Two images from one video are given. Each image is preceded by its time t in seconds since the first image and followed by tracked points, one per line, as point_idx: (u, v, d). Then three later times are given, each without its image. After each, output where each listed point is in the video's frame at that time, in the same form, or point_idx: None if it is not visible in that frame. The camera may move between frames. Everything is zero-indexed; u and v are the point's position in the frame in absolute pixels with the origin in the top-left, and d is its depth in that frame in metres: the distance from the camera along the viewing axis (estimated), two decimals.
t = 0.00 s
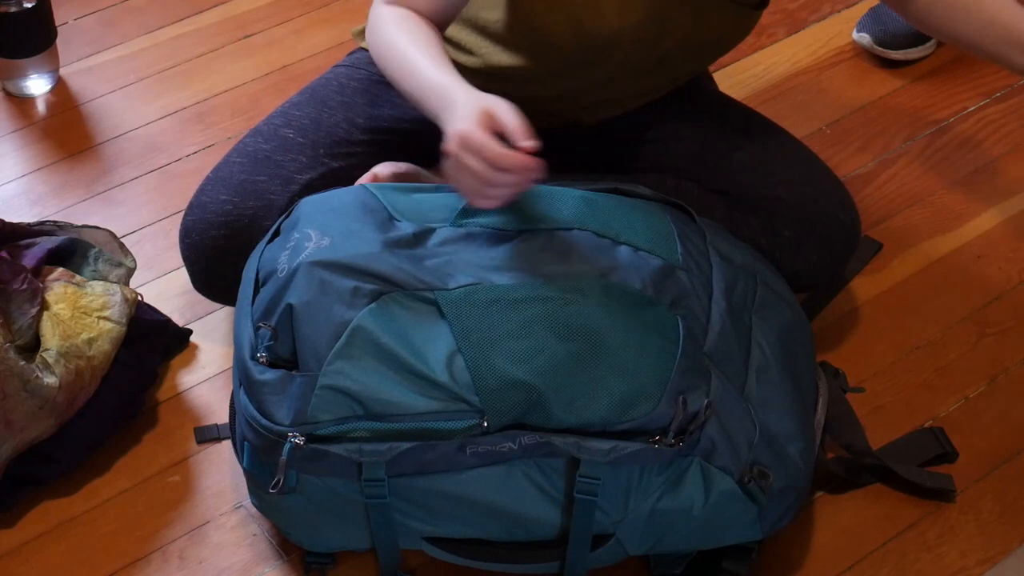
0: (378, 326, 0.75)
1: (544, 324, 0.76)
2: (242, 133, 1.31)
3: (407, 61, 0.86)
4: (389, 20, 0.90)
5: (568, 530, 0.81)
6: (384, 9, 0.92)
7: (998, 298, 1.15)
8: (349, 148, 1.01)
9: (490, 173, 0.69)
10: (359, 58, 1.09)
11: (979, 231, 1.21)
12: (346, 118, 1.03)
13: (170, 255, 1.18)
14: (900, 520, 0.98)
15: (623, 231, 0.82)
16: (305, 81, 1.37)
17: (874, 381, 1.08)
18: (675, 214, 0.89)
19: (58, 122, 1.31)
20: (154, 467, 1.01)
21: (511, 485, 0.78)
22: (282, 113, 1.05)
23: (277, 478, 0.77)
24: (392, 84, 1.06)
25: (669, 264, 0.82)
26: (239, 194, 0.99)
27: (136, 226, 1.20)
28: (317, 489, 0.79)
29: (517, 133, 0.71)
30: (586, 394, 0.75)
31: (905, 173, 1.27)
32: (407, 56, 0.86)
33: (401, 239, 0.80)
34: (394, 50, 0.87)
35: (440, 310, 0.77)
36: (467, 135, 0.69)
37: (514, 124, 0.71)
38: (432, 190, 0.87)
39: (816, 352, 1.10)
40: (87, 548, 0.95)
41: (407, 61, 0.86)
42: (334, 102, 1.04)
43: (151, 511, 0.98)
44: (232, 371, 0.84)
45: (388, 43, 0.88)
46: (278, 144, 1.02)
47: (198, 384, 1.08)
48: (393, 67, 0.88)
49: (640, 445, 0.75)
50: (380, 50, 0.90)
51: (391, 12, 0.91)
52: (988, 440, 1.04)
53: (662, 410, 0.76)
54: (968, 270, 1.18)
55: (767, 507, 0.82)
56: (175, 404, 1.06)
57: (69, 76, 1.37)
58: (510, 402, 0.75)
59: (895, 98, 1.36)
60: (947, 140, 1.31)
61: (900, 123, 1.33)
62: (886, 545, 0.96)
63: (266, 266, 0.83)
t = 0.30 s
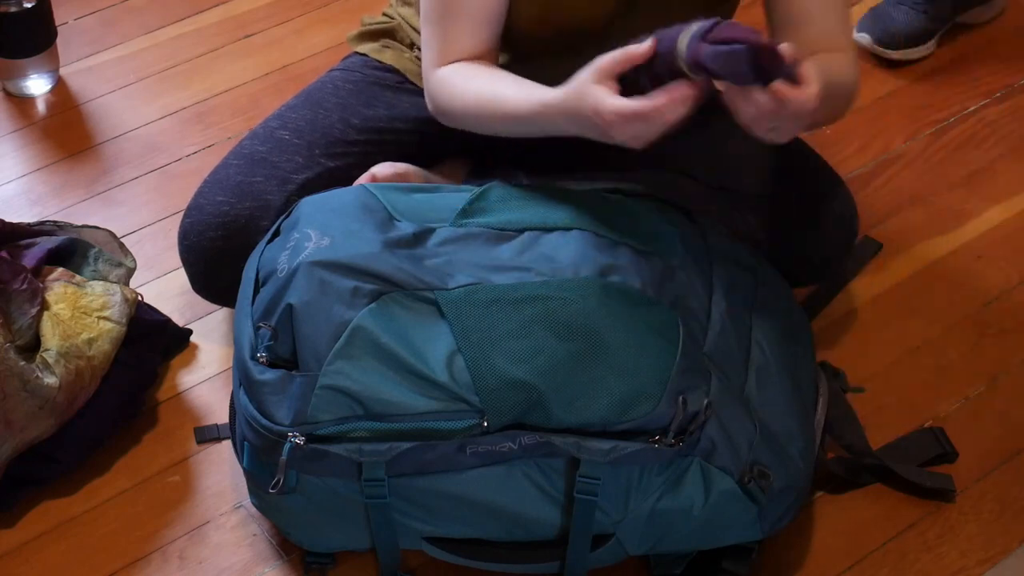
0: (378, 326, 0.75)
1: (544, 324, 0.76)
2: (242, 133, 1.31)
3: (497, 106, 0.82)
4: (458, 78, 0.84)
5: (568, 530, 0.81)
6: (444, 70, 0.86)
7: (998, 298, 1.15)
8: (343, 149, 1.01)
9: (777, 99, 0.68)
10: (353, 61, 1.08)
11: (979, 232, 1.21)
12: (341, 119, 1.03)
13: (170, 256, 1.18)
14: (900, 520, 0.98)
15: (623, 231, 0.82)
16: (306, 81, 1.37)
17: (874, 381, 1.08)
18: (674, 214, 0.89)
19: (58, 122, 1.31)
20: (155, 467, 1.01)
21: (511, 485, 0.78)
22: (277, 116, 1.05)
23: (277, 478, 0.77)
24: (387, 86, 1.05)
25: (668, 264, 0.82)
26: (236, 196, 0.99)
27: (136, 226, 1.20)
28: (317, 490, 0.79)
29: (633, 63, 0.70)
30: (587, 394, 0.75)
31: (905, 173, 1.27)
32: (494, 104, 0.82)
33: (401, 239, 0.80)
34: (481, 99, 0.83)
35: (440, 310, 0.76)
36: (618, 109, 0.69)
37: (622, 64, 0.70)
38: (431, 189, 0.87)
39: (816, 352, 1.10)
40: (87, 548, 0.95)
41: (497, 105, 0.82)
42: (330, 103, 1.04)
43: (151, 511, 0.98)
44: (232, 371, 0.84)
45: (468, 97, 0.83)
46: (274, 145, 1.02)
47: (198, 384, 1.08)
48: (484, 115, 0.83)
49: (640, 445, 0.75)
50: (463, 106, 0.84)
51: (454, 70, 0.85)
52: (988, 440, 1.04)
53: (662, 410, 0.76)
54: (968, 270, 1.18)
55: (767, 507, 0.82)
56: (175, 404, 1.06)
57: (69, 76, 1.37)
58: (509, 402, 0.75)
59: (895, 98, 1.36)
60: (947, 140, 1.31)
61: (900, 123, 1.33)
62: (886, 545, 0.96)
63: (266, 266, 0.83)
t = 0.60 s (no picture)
0: (378, 326, 0.75)
1: (544, 325, 0.76)
2: (242, 133, 1.31)
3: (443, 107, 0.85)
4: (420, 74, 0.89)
5: (568, 530, 0.81)
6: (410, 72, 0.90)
7: (998, 298, 1.15)
8: (343, 149, 1.01)
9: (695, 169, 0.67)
10: (353, 62, 1.10)
11: (979, 231, 1.21)
12: (340, 120, 1.03)
13: (170, 256, 1.18)
14: (900, 520, 0.98)
15: (623, 231, 0.82)
16: (306, 81, 1.37)
17: (873, 381, 1.08)
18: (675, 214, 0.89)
19: (58, 122, 1.31)
20: (155, 467, 1.01)
21: (511, 484, 0.78)
22: (276, 117, 1.05)
23: (277, 478, 0.77)
24: (383, 86, 1.07)
25: (669, 263, 0.82)
26: (235, 197, 0.99)
27: (136, 227, 1.20)
28: (317, 490, 0.79)
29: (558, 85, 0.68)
30: (586, 395, 0.75)
31: (905, 173, 1.27)
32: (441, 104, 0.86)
33: (401, 240, 0.80)
34: (432, 101, 0.86)
35: (440, 310, 0.76)
36: (508, 115, 0.68)
37: (558, 79, 0.69)
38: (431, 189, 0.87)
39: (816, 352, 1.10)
40: (87, 548, 0.95)
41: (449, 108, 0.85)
42: (329, 105, 1.04)
43: (150, 511, 0.98)
44: (233, 371, 0.84)
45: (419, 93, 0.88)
46: (272, 147, 1.02)
47: (198, 384, 1.08)
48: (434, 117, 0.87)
49: (639, 445, 0.75)
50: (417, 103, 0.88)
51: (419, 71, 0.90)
52: (989, 440, 1.04)
53: (662, 410, 0.76)
54: (968, 270, 1.18)
55: (767, 507, 0.82)
56: (175, 404, 1.06)
57: (69, 76, 1.37)
58: (509, 402, 0.75)
59: (895, 99, 1.36)
60: (947, 140, 1.31)
61: (900, 123, 1.33)
62: (886, 545, 0.96)
63: (266, 266, 0.83)
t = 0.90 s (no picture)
0: (379, 328, 0.76)
1: (544, 325, 0.76)
2: (242, 133, 1.31)
3: (424, 172, 0.84)
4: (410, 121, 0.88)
5: (568, 531, 0.81)
6: (402, 118, 0.88)
7: (998, 298, 1.15)
8: (344, 150, 1.01)
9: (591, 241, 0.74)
10: (352, 63, 1.11)
11: (979, 231, 1.21)
12: (340, 121, 1.03)
13: (170, 256, 1.18)
14: (900, 520, 0.98)
15: (623, 235, 0.83)
16: (305, 81, 1.37)
17: (873, 381, 1.08)
18: (675, 215, 0.89)
19: (58, 122, 1.31)
20: (155, 467, 1.01)
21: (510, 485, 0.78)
22: (277, 117, 1.05)
23: (277, 479, 0.77)
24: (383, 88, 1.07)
25: (668, 265, 0.82)
26: (235, 198, 0.99)
27: (136, 227, 1.20)
28: (317, 491, 0.79)
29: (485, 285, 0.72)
30: (586, 396, 0.75)
31: (905, 173, 1.27)
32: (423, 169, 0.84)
33: (401, 243, 0.80)
34: (416, 161, 0.85)
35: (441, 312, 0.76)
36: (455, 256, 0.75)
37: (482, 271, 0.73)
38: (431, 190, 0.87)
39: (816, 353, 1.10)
40: (87, 548, 0.95)
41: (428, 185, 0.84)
42: (329, 106, 1.05)
43: (150, 511, 0.98)
44: (233, 373, 0.84)
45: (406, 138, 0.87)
46: (273, 147, 1.02)
47: (198, 384, 1.08)
48: (415, 177, 0.85)
49: (639, 446, 0.75)
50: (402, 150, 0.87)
51: (410, 121, 0.88)
52: (989, 440, 1.04)
53: (662, 411, 0.76)
54: (968, 270, 1.18)
55: (767, 507, 0.82)
56: (175, 404, 1.06)
57: (69, 76, 1.36)
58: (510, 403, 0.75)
59: (895, 98, 1.36)
60: (947, 140, 1.31)
61: (900, 123, 1.33)
62: (886, 545, 0.96)
63: (266, 267, 0.83)
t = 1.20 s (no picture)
0: (379, 328, 0.76)
1: (545, 325, 0.76)
2: (241, 133, 1.31)
3: (426, 172, 0.84)
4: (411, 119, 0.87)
5: (568, 531, 0.81)
6: (403, 116, 0.88)
7: (998, 298, 1.15)
8: (344, 150, 1.01)
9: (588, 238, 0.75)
10: (352, 63, 1.11)
11: (979, 231, 1.21)
12: (340, 121, 1.03)
13: (170, 256, 1.18)
14: (900, 520, 0.98)
15: (624, 234, 0.83)
16: (306, 81, 1.37)
17: (873, 381, 1.08)
18: (676, 215, 0.89)
19: (58, 122, 1.31)
20: (155, 467, 1.01)
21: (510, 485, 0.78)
22: (277, 117, 1.05)
23: (278, 479, 0.77)
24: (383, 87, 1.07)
25: (669, 265, 0.82)
26: (235, 198, 0.99)
27: (136, 226, 1.20)
28: (317, 491, 0.79)
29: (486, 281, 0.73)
30: (586, 395, 0.75)
31: (905, 173, 1.27)
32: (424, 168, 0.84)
33: (401, 243, 0.80)
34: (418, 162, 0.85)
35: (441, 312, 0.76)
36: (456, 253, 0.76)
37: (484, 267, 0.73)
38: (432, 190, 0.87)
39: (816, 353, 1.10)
40: (86, 549, 0.95)
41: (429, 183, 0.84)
42: (329, 105, 1.05)
43: (150, 511, 0.98)
44: (233, 372, 0.84)
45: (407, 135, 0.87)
46: (273, 147, 1.02)
47: (198, 384, 1.08)
48: (417, 176, 0.85)
49: (640, 446, 0.75)
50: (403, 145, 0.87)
51: (412, 118, 0.88)
52: (989, 440, 1.04)
53: (662, 411, 0.75)
54: (968, 270, 1.18)
55: (768, 508, 0.82)
56: (175, 404, 1.06)
57: (69, 76, 1.36)
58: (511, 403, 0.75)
59: (895, 98, 1.36)
60: (947, 140, 1.31)
61: (900, 123, 1.33)
62: (886, 545, 0.96)
63: (267, 267, 0.83)
